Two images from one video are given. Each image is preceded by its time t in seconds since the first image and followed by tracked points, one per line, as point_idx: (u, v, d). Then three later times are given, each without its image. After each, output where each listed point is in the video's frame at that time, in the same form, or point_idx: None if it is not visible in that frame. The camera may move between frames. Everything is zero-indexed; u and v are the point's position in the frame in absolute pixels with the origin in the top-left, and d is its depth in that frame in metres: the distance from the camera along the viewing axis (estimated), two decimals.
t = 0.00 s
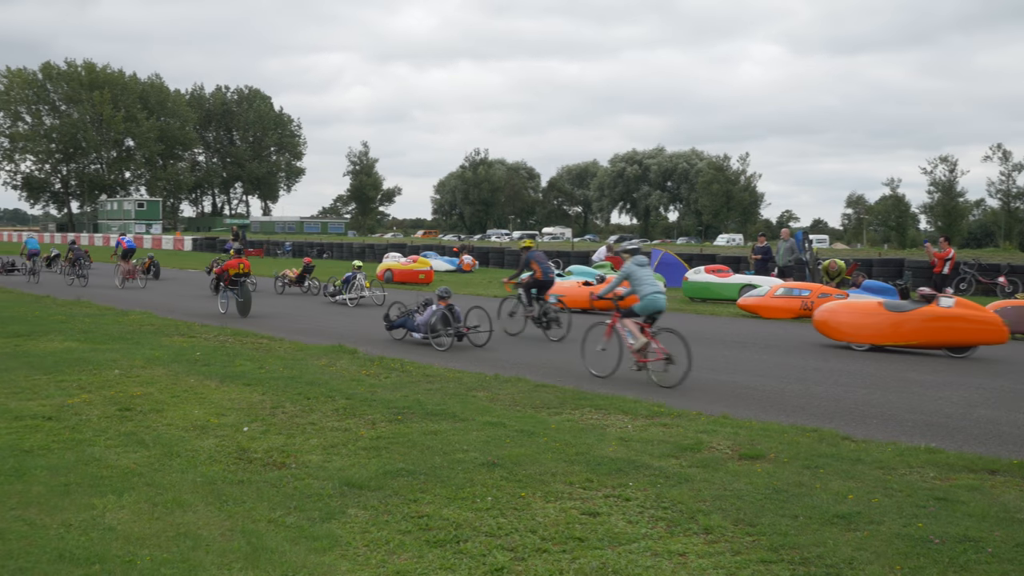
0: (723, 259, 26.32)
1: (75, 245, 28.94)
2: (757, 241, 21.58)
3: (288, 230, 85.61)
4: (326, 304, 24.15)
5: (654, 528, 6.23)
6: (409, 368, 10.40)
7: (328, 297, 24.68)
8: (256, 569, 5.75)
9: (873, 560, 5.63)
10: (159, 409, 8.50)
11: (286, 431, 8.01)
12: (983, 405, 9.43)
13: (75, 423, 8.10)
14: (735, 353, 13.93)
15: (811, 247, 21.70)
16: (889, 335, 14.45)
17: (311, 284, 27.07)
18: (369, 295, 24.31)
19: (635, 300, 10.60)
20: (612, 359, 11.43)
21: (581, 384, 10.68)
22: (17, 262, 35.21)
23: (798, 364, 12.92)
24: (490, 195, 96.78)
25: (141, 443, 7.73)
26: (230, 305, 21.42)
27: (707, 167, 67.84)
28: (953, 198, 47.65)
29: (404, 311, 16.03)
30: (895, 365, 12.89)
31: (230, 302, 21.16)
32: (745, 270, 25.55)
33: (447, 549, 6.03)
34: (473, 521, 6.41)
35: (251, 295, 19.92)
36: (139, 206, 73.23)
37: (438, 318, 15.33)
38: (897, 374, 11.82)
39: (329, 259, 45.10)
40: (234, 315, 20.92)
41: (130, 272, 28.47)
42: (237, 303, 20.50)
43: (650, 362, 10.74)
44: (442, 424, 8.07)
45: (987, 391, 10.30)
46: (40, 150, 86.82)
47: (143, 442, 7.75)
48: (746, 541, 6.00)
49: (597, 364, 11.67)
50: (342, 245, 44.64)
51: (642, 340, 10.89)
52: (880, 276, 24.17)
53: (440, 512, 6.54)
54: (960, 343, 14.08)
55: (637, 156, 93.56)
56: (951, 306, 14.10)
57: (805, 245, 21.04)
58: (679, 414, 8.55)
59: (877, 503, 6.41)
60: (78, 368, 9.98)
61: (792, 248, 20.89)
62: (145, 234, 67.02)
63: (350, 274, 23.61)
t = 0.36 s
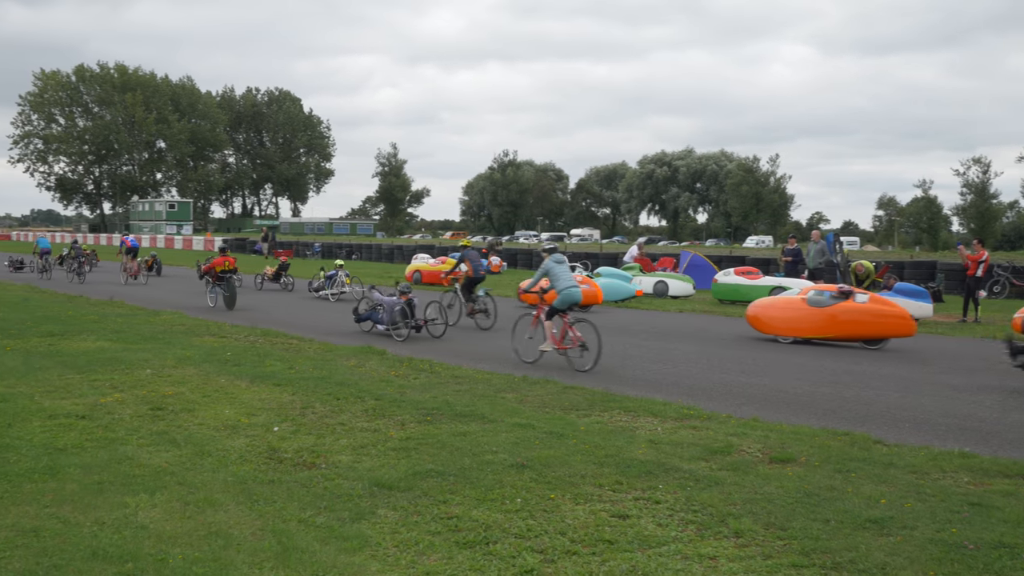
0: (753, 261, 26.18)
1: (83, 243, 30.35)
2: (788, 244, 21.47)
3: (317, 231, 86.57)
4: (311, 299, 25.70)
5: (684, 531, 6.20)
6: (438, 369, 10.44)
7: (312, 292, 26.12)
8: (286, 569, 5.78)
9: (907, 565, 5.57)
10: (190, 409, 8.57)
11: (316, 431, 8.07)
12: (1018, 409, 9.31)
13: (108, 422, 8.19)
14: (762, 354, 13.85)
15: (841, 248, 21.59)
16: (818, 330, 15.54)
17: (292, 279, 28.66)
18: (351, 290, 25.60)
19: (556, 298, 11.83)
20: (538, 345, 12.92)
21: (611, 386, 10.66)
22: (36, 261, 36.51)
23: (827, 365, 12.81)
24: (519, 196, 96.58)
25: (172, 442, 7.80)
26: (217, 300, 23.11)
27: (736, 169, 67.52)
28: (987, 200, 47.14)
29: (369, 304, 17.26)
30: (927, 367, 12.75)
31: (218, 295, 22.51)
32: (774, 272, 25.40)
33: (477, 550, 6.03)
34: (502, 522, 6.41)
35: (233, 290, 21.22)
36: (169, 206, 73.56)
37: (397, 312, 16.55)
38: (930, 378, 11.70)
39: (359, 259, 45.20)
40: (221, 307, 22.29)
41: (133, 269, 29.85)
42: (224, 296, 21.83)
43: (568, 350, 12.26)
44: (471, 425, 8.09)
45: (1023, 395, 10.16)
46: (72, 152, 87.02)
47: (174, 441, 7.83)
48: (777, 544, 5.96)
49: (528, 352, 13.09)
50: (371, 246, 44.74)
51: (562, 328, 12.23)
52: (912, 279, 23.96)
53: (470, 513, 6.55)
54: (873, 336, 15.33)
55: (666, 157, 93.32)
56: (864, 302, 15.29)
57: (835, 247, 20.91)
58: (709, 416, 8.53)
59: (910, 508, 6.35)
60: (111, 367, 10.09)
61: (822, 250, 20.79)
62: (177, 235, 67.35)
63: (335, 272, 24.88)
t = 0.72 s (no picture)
0: (781, 262, 26.02)
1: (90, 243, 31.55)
2: (816, 245, 21.39)
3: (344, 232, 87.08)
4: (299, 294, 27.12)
5: (713, 534, 6.18)
6: (465, 370, 10.49)
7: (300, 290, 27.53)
8: (316, 568, 5.81)
9: (940, 569, 5.52)
10: (220, 409, 8.65)
11: (344, 431, 8.12)
12: None
13: (139, 421, 8.29)
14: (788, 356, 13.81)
15: (870, 250, 21.47)
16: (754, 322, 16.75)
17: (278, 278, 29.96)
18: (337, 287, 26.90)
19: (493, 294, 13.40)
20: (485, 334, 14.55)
21: (639, 388, 10.67)
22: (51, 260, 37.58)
23: (854, 368, 12.75)
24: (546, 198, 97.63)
25: (202, 441, 7.87)
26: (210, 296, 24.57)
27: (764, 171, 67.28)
28: (1019, 201, 46.69)
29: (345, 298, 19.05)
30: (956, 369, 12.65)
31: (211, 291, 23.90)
32: (802, 274, 25.28)
33: (505, 551, 6.03)
34: (531, 523, 6.42)
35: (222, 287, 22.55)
36: (198, 207, 74.48)
37: (366, 306, 18.42)
38: (958, 382, 11.62)
39: (386, 261, 45.35)
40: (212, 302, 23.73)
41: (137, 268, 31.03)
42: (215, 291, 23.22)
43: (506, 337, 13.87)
44: (499, 426, 8.12)
45: None
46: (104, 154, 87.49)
47: (204, 440, 7.90)
48: (807, 549, 5.92)
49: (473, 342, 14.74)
50: (398, 247, 44.87)
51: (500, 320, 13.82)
52: (943, 281, 23.76)
53: (498, 515, 6.56)
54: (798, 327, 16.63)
55: (692, 159, 93.08)
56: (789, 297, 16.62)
57: (865, 249, 20.79)
58: (738, 419, 8.51)
59: (943, 513, 6.30)
60: (142, 366, 10.20)
61: (851, 251, 20.71)
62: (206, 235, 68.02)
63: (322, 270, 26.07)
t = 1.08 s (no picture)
0: (812, 262, 25.81)
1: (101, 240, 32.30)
2: (848, 245, 21.22)
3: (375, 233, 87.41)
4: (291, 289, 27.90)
5: (745, 535, 6.17)
6: (494, 370, 10.52)
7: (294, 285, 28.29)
8: (347, 568, 5.84)
9: (976, 572, 5.47)
10: (251, 408, 8.73)
11: (375, 430, 8.17)
12: None
13: (171, 419, 8.38)
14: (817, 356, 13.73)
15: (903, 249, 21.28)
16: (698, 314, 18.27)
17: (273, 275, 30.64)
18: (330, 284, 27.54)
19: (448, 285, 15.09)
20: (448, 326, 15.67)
21: (668, 388, 10.67)
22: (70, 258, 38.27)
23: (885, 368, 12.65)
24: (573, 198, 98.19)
25: (233, 440, 7.95)
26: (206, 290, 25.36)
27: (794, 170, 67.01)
28: None
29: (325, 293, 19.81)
30: (989, 369, 12.53)
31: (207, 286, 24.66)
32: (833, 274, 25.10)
33: (535, 551, 6.03)
34: (561, 524, 6.42)
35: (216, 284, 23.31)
36: (230, 207, 75.55)
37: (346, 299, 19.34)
38: (992, 382, 11.50)
39: (415, 260, 45.38)
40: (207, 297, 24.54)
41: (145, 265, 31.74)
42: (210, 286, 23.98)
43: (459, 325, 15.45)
44: (528, 426, 8.15)
45: None
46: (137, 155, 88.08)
47: (235, 439, 7.97)
48: (839, 550, 5.90)
49: (433, 331, 16.23)
50: (426, 247, 44.94)
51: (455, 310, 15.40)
52: (978, 281, 23.50)
53: (529, 514, 6.57)
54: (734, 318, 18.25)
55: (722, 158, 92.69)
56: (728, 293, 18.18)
57: (897, 248, 20.58)
58: (769, 419, 8.48)
59: (979, 515, 6.25)
60: (173, 366, 10.30)
61: (884, 251, 20.54)
62: (239, 236, 68.54)
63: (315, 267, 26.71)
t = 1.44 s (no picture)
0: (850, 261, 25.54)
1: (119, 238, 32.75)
2: (887, 243, 20.95)
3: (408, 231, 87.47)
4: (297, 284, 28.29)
5: (783, 537, 6.14)
6: (530, 369, 10.54)
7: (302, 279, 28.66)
8: (385, 566, 5.87)
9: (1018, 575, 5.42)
10: (287, 406, 8.83)
11: (410, 430, 8.23)
12: None
13: (209, 417, 8.48)
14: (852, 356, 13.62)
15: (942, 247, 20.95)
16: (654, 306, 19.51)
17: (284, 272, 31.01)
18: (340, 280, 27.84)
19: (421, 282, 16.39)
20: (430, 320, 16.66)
21: (703, 388, 10.63)
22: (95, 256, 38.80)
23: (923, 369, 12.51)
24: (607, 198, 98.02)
25: (271, 438, 8.04)
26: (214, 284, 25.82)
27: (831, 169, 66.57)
28: None
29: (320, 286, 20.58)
30: None
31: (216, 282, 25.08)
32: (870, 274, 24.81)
33: (572, 551, 6.03)
34: (597, 523, 6.43)
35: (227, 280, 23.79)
36: (265, 207, 76.12)
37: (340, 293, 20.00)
38: None
39: (448, 259, 45.44)
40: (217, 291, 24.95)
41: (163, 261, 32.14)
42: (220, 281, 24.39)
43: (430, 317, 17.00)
44: (564, 426, 8.16)
45: None
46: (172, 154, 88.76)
47: (273, 437, 8.05)
48: (879, 553, 5.85)
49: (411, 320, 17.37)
50: (460, 246, 44.96)
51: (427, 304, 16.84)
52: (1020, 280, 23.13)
53: (565, 514, 6.58)
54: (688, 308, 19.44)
55: (757, 157, 92.16)
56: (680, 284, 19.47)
57: (937, 246, 20.28)
58: (806, 420, 8.43)
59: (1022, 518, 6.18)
60: (211, 364, 10.41)
61: (923, 250, 20.25)
62: (275, 236, 68.95)
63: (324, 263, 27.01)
